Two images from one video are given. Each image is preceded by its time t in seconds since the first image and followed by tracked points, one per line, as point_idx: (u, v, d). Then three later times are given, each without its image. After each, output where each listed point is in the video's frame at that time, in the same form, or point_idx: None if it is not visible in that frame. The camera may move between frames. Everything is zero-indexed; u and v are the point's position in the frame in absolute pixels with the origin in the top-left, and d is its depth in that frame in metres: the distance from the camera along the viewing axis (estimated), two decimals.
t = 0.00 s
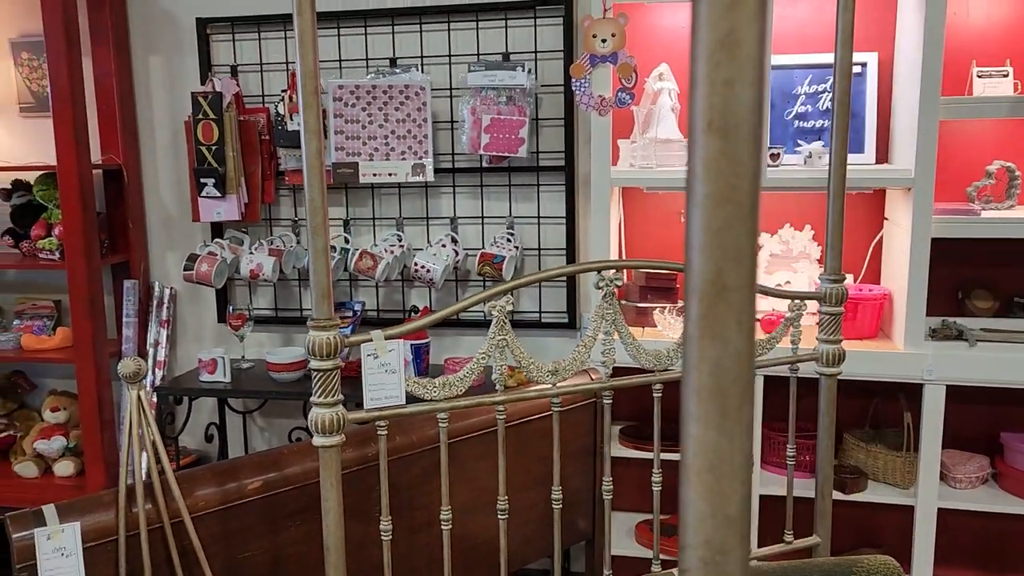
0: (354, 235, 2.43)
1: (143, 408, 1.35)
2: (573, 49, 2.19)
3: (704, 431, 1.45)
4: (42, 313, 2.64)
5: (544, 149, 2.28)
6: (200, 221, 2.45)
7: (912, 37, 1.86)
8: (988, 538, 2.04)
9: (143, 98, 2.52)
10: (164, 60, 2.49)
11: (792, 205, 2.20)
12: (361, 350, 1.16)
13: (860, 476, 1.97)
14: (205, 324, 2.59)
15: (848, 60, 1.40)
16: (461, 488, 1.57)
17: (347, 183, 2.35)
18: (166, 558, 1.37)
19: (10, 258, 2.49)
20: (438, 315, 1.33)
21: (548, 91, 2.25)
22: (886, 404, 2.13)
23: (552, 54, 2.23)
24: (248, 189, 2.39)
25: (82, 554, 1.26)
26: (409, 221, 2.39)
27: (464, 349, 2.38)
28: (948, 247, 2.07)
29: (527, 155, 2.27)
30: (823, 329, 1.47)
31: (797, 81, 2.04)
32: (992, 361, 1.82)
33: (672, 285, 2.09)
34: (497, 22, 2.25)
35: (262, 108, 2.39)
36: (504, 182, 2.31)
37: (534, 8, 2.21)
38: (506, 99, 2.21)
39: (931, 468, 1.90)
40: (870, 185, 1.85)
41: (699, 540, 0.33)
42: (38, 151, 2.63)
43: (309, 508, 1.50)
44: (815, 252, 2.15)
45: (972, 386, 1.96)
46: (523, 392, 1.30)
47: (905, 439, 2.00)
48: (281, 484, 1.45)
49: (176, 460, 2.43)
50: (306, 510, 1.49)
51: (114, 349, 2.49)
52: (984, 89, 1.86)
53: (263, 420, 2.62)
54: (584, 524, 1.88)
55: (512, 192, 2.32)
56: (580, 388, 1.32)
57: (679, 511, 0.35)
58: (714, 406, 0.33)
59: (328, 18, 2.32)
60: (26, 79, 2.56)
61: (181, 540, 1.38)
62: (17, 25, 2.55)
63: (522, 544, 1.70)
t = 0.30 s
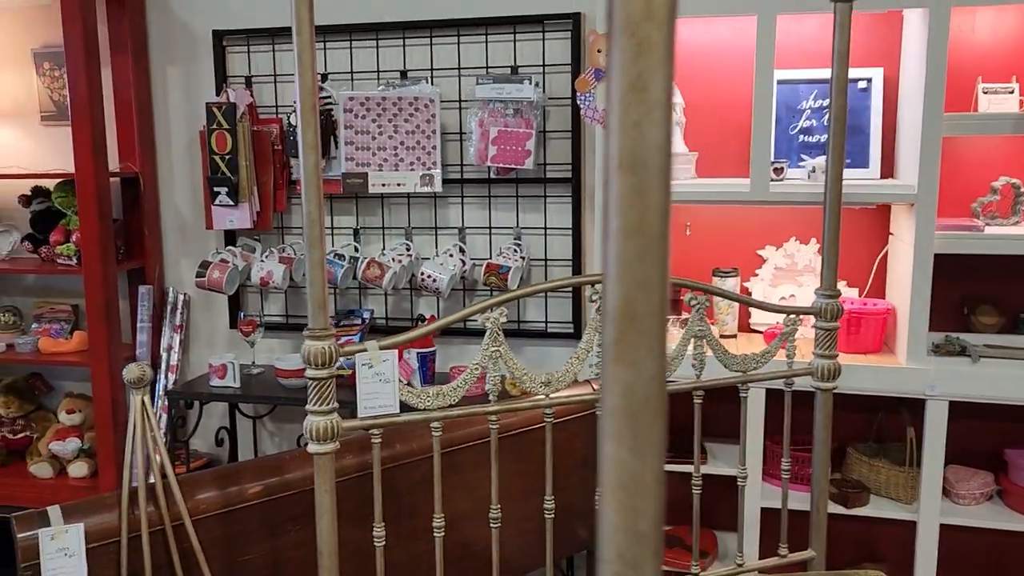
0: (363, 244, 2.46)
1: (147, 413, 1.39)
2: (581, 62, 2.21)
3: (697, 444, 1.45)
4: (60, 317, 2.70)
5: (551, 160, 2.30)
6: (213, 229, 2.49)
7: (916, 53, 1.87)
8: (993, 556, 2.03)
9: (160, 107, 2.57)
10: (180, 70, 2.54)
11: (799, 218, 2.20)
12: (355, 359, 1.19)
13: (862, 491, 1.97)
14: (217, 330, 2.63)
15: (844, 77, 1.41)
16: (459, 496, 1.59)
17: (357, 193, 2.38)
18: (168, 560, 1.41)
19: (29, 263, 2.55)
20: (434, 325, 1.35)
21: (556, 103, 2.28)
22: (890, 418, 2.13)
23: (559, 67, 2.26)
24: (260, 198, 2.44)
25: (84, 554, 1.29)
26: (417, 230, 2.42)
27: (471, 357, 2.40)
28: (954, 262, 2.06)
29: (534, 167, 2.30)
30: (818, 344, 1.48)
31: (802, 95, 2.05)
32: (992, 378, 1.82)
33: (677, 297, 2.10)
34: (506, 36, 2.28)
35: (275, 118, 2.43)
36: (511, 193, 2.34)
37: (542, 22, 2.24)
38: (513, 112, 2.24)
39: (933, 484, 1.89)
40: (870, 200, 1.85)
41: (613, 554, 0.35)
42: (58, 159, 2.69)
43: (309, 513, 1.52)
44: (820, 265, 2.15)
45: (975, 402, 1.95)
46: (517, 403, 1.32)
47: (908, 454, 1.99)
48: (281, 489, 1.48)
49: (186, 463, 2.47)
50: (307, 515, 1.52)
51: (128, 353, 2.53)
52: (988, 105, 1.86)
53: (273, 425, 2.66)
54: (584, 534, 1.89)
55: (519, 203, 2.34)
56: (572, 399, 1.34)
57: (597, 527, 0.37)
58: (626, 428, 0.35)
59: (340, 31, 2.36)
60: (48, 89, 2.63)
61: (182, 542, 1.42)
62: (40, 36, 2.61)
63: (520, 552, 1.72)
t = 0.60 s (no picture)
0: (372, 252, 2.50)
1: (150, 415, 1.42)
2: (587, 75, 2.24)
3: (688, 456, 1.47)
4: (77, 320, 2.76)
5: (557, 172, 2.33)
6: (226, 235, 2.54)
7: (919, 70, 1.88)
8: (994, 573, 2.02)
9: (177, 116, 2.63)
10: (197, 80, 2.60)
11: (803, 232, 2.21)
12: (349, 366, 1.22)
13: (863, 505, 1.96)
14: (229, 335, 2.67)
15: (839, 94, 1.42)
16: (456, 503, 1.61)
17: (366, 203, 2.43)
18: (168, 559, 1.45)
19: (48, 267, 2.61)
20: (427, 334, 1.38)
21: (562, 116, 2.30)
22: (893, 434, 2.11)
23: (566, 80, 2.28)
24: (272, 207, 2.49)
25: (86, 552, 1.33)
26: (425, 239, 2.45)
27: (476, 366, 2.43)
28: (958, 278, 2.06)
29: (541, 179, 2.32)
30: (811, 358, 1.49)
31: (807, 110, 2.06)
32: (993, 395, 1.81)
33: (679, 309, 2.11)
34: (515, 49, 2.31)
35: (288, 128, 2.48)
36: (518, 204, 2.37)
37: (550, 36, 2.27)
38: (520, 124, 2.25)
39: (932, 500, 1.89)
40: (869, 215, 1.87)
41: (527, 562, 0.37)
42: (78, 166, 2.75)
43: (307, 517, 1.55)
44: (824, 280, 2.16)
45: (977, 418, 1.95)
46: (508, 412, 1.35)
47: (909, 469, 1.98)
48: (280, 492, 1.51)
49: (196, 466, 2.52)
50: (304, 519, 1.55)
51: (141, 356, 2.58)
52: (992, 122, 1.87)
53: (282, 429, 2.69)
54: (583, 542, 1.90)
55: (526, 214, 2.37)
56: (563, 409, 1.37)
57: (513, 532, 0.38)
58: (538, 442, 0.36)
59: (353, 43, 2.41)
60: (69, 97, 2.70)
61: (182, 542, 1.46)
62: (62, 46, 2.69)
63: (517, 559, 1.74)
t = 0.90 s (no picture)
0: (382, 263, 2.54)
1: (156, 420, 1.47)
2: (594, 90, 2.27)
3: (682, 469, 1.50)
4: (95, 325, 2.82)
5: (565, 186, 2.36)
6: (240, 244, 2.59)
7: (922, 88, 1.89)
8: None
9: (194, 128, 2.69)
10: (214, 92, 2.66)
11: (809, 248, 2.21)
12: (345, 374, 1.26)
13: (864, 522, 1.96)
14: (242, 342, 2.72)
15: (834, 113, 1.44)
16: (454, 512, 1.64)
17: (377, 214, 2.47)
18: (171, 560, 1.48)
19: (67, 273, 2.68)
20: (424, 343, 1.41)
21: (570, 130, 2.33)
22: (896, 451, 2.11)
23: (574, 95, 2.31)
24: (285, 216, 2.54)
25: (92, 550, 1.38)
26: (434, 251, 2.49)
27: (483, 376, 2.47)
28: (963, 295, 2.06)
29: (548, 192, 2.35)
30: (805, 373, 1.51)
31: (811, 126, 2.07)
32: (994, 413, 1.81)
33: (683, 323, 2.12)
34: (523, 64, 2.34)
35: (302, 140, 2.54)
36: (526, 218, 2.40)
37: (559, 52, 2.30)
38: (527, 137, 2.29)
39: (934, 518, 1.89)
40: (870, 232, 1.88)
41: (462, 548, 0.40)
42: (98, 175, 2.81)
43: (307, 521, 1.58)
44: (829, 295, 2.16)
45: (980, 436, 1.94)
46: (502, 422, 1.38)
47: (910, 487, 1.99)
48: (282, 496, 1.55)
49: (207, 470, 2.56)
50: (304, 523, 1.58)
51: (155, 362, 2.63)
52: (995, 140, 1.87)
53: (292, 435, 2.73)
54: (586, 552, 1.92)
55: (533, 227, 2.40)
56: (556, 421, 1.39)
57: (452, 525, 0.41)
58: (472, 438, 0.40)
59: (366, 57, 2.45)
60: (91, 107, 2.77)
61: (185, 543, 1.49)
62: (85, 58, 2.76)
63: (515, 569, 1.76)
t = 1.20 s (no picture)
0: (395, 274, 2.57)
1: (167, 428, 1.52)
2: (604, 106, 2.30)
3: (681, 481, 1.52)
4: (115, 333, 2.88)
5: (575, 201, 2.38)
6: (257, 255, 2.65)
7: (928, 105, 1.90)
8: None
9: (213, 141, 2.75)
10: (233, 106, 2.72)
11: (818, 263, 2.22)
12: (349, 387, 1.29)
13: (870, 537, 1.95)
14: (258, 351, 2.77)
15: (834, 132, 1.46)
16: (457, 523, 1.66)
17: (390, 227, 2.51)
18: (180, 565, 1.53)
19: (89, 282, 2.74)
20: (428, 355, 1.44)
21: (581, 145, 2.36)
22: (904, 466, 2.10)
23: (585, 110, 2.34)
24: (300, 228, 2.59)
25: (104, 555, 1.42)
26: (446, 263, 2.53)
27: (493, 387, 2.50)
28: (971, 312, 2.06)
29: (558, 206, 2.38)
30: (805, 390, 1.52)
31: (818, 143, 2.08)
32: (1000, 431, 1.81)
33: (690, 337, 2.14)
34: (535, 80, 2.38)
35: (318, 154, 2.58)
36: (536, 231, 2.43)
37: (569, 68, 2.33)
38: (538, 152, 2.32)
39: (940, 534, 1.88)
40: (875, 248, 1.89)
41: (423, 561, 0.43)
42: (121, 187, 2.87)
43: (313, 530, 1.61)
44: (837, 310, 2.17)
45: (987, 453, 1.94)
46: (502, 434, 1.41)
47: (917, 502, 1.97)
48: (290, 504, 1.58)
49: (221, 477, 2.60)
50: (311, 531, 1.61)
51: (173, 370, 2.68)
52: (1001, 158, 1.88)
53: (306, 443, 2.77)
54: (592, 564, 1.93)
55: (544, 240, 2.43)
56: (556, 433, 1.42)
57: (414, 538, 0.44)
58: (430, 456, 0.43)
59: (381, 72, 2.50)
60: (115, 121, 2.83)
61: (194, 549, 1.53)
62: (110, 72, 2.83)
63: None
